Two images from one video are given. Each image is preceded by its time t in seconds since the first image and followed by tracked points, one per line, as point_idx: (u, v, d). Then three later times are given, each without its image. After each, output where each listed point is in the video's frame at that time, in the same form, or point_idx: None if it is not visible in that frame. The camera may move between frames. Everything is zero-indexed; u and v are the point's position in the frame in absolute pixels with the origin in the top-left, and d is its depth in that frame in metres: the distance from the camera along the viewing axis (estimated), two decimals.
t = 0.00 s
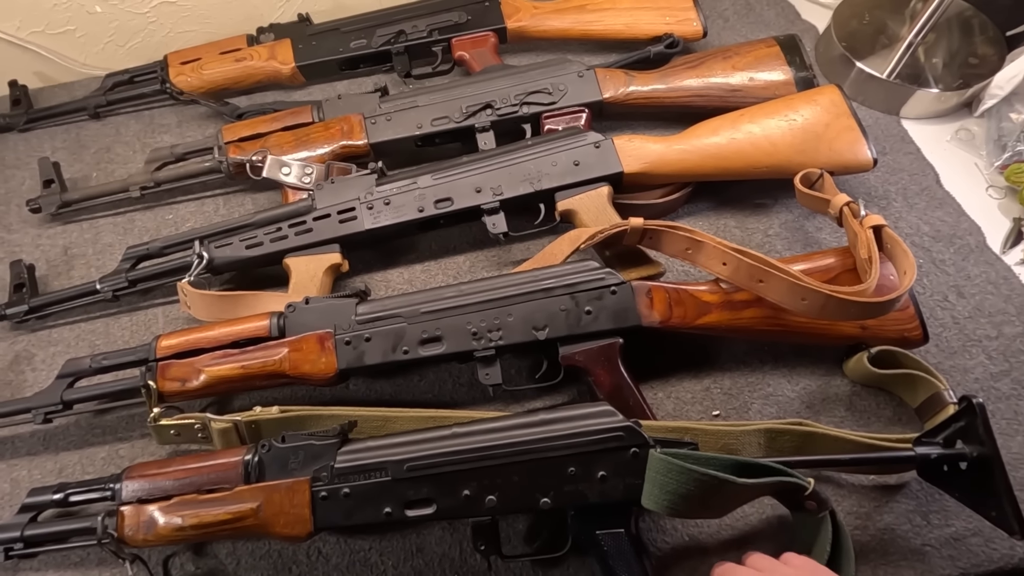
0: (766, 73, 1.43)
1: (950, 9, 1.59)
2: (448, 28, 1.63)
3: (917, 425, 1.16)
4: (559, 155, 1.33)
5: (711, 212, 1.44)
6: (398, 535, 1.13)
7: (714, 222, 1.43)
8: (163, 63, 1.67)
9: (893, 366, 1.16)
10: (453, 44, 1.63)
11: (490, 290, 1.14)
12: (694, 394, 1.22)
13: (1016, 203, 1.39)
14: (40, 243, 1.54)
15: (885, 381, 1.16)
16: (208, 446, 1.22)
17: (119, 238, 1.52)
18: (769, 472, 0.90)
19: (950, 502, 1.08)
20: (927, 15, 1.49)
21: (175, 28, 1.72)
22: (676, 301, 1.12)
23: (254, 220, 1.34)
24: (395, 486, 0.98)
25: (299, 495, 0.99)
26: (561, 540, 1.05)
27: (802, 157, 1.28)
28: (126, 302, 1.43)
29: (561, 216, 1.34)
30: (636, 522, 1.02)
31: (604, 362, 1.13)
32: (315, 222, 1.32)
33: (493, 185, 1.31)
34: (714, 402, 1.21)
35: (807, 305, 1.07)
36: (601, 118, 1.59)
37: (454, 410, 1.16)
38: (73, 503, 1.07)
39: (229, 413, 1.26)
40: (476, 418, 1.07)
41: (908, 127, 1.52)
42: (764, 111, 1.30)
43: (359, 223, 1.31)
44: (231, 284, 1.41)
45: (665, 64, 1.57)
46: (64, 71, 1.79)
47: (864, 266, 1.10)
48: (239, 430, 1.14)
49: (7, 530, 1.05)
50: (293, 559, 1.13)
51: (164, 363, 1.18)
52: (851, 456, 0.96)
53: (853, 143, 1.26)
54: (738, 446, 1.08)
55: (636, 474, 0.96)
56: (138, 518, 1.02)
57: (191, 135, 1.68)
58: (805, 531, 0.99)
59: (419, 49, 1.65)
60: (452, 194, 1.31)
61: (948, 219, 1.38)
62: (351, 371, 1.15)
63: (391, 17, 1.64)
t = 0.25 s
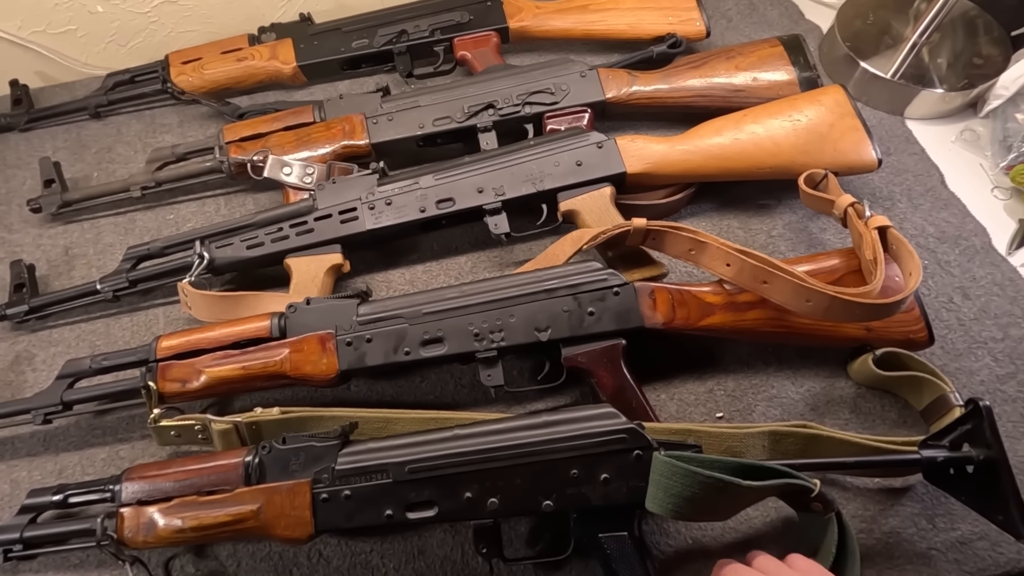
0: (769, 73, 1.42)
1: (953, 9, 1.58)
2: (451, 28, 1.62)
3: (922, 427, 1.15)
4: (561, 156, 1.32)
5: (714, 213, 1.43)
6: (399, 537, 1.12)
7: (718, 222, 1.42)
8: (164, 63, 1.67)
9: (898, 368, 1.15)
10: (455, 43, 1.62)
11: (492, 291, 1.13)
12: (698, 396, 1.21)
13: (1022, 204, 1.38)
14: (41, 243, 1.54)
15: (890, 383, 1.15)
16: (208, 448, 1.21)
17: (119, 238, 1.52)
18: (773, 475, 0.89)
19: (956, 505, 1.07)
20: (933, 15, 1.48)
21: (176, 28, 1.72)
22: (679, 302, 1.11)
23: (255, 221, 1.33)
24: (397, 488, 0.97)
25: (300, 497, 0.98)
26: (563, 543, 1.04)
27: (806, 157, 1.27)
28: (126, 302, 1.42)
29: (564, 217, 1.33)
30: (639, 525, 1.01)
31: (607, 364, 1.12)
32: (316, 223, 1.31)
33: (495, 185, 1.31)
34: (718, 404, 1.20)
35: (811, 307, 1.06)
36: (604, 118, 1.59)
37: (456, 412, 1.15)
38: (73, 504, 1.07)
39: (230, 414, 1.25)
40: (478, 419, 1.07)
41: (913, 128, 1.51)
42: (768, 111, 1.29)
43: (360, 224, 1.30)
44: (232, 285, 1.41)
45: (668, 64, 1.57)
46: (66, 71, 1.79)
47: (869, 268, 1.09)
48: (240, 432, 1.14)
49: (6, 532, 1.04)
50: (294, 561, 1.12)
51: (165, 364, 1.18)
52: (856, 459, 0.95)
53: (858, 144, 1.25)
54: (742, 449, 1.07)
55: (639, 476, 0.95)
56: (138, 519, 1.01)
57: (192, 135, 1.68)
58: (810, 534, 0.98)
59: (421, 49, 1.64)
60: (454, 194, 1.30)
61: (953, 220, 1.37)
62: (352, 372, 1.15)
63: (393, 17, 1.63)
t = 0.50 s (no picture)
0: (768, 74, 1.42)
1: (953, 9, 1.58)
2: (450, 28, 1.62)
3: (920, 429, 1.15)
4: (559, 156, 1.32)
5: (713, 214, 1.43)
6: (396, 538, 1.12)
7: (716, 223, 1.42)
8: (163, 63, 1.67)
9: (897, 370, 1.14)
10: (454, 44, 1.62)
11: (490, 292, 1.13)
12: (696, 397, 1.21)
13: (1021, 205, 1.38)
14: (39, 243, 1.54)
15: (888, 385, 1.15)
16: (205, 448, 1.21)
17: (118, 238, 1.52)
18: (770, 476, 0.89)
19: (954, 507, 1.07)
20: (932, 15, 1.48)
21: (176, 28, 1.72)
22: (677, 304, 1.11)
23: (253, 221, 1.33)
24: (393, 489, 0.97)
25: (297, 498, 0.98)
26: (560, 545, 1.03)
27: (805, 158, 1.27)
28: (124, 302, 1.42)
29: (562, 218, 1.33)
30: (636, 527, 1.01)
31: (604, 365, 1.12)
32: (314, 223, 1.31)
33: (493, 186, 1.30)
34: (716, 406, 1.20)
35: (809, 308, 1.06)
36: (603, 119, 1.58)
37: (453, 413, 1.15)
38: (69, 505, 1.06)
39: (227, 414, 1.25)
40: (475, 420, 1.06)
41: (912, 129, 1.51)
42: (767, 112, 1.29)
43: (358, 224, 1.30)
44: (230, 285, 1.41)
45: (667, 65, 1.56)
46: (65, 71, 1.79)
47: (867, 269, 1.09)
48: (237, 432, 1.14)
49: (3, 532, 1.04)
50: (290, 563, 1.12)
51: (162, 364, 1.18)
52: (854, 461, 0.94)
53: (857, 145, 1.25)
54: (740, 450, 1.07)
55: (636, 478, 0.95)
56: (134, 520, 1.01)
57: (191, 135, 1.68)
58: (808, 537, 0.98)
59: (420, 49, 1.64)
60: (452, 195, 1.30)
61: (952, 221, 1.37)
62: (349, 373, 1.15)
63: (392, 17, 1.63)
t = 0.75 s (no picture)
0: (768, 73, 1.41)
1: (954, 9, 1.57)
2: (448, 28, 1.62)
3: (920, 430, 1.14)
4: (558, 155, 1.31)
5: (712, 213, 1.43)
6: (392, 539, 1.12)
7: (715, 223, 1.41)
8: (161, 62, 1.66)
9: (896, 370, 1.14)
10: (452, 43, 1.62)
11: (487, 291, 1.12)
12: (694, 397, 1.21)
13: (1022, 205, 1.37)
14: (36, 242, 1.53)
15: (887, 385, 1.14)
16: (202, 448, 1.21)
17: (115, 237, 1.52)
18: (768, 477, 0.88)
19: (954, 508, 1.06)
20: (932, 15, 1.47)
21: (174, 27, 1.71)
22: (675, 303, 1.10)
23: (250, 220, 1.33)
24: (389, 489, 0.96)
25: (292, 497, 0.98)
26: (557, 546, 1.03)
27: (804, 157, 1.26)
28: (121, 301, 1.42)
29: (560, 217, 1.33)
30: (633, 528, 1.00)
31: (602, 365, 1.11)
32: (311, 222, 1.31)
33: (491, 185, 1.30)
34: (714, 406, 1.20)
35: (808, 308, 1.05)
36: (602, 118, 1.58)
37: (450, 413, 1.14)
38: (64, 504, 1.06)
39: (223, 414, 1.24)
40: (472, 420, 1.06)
41: (912, 128, 1.50)
42: (766, 111, 1.29)
43: (356, 223, 1.30)
44: (227, 284, 1.40)
45: (666, 64, 1.56)
46: (64, 70, 1.79)
47: (866, 268, 1.08)
48: (233, 432, 1.13)
49: None
50: (286, 563, 1.12)
51: (158, 363, 1.17)
52: (853, 462, 0.94)
53: (856, 144, 1.24)
54: (738, 451, 1.06)
55: (633, 478, 0.95)
56: (129, 520, 1.00)
57: (189, 134, 1.67)
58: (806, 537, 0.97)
59: (419, 49, 1.64)
60: (450, 194, 1.30)
61: (952, 221, 1.36)
62: (346, 373, 1.14)
63: (390, 16, 1.63)
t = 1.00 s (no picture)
0: (768, 72, 1.41)
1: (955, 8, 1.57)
2: (449, 27, 1.62)
3: (919, 430, 1.14)
4: (558, 154, 1.31)
5: (712, 213, 1.43)
6: (392, 537, 1.12)
7: (715, 222, 1.41)
8: (162, 61, 1.67)
9: (896, 369, 1.14)
10: (453, 42, 1.62)
11: (487, 290, 1.12)
12: (694, 396, 1.21)
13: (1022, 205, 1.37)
14: (38, 241, 1.54)
15: (887, 384, 1.14)
16: (202, 446, 1.21)
17: (116, 236, 1.52)
18: (767, 475, 0.88)
19: (954, 507, 1.06)
20: (933, 14, 1.47)
21: (175, 27, 1.72)
22: (675, 302, 1.10)
23: (251, 219, 1.33)
24: (389, 487, 0.96)
25: (292, 495, 0.98)
26: (556, 544, 1.03)
27: (805, 157, 1.26)
28: (122, 300, 1.42)
29: (560, 216, 1.33)
30: (633, 526, 1.00)
31: (602, 364, 1.11)
32: (311, 221, 1.31)
33: (492, 184, 1.30)
34: (714, 405, 1.20)
35: (808, 307, 1.05)
36: (602, 118, 1.58)
37: (450, 411, 1.14)
38: (65, 502, 1.06)
39: (224, 412, 1.25)
40: (472, 419, 1.06)
41: (913, 128, 1.50)
42: (766, 110, 1.29)
43: (356, 222, 1.30)
44: (227, 283, 1.41)
45: (666, 64, 1.56)
46: (65, 70, 1.79)
47: (866, 267, 1.08)
48: (233, 430, 1.13)
49: None
50: (286, 561, 1.12)
51: (159, 362, 1.18)
52: (852, 460, 0.94)
53: (856, 143, 1.24)
54: (738, 450, 1.07)
55: (632, 477, 0.95)
56: (130, 517, 1.00)
57: (190, 133, 1.68)
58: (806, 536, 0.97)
59: (420, 48, 1.64)
60: (450, 193, 1.30)
61: (952, 221, 1.36)
62: (346, 371, 1.14)
63: (391, 16, 1.63)
